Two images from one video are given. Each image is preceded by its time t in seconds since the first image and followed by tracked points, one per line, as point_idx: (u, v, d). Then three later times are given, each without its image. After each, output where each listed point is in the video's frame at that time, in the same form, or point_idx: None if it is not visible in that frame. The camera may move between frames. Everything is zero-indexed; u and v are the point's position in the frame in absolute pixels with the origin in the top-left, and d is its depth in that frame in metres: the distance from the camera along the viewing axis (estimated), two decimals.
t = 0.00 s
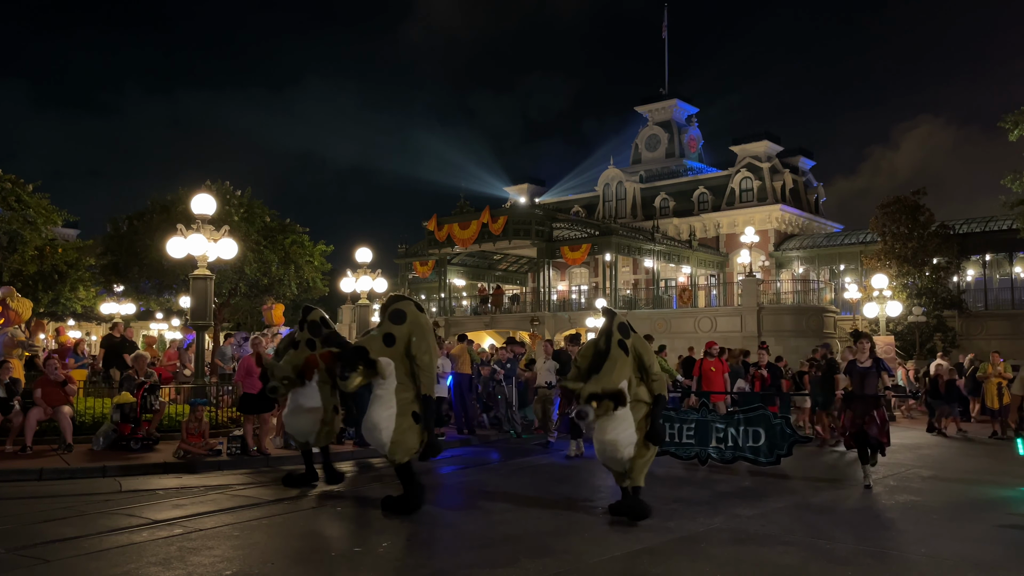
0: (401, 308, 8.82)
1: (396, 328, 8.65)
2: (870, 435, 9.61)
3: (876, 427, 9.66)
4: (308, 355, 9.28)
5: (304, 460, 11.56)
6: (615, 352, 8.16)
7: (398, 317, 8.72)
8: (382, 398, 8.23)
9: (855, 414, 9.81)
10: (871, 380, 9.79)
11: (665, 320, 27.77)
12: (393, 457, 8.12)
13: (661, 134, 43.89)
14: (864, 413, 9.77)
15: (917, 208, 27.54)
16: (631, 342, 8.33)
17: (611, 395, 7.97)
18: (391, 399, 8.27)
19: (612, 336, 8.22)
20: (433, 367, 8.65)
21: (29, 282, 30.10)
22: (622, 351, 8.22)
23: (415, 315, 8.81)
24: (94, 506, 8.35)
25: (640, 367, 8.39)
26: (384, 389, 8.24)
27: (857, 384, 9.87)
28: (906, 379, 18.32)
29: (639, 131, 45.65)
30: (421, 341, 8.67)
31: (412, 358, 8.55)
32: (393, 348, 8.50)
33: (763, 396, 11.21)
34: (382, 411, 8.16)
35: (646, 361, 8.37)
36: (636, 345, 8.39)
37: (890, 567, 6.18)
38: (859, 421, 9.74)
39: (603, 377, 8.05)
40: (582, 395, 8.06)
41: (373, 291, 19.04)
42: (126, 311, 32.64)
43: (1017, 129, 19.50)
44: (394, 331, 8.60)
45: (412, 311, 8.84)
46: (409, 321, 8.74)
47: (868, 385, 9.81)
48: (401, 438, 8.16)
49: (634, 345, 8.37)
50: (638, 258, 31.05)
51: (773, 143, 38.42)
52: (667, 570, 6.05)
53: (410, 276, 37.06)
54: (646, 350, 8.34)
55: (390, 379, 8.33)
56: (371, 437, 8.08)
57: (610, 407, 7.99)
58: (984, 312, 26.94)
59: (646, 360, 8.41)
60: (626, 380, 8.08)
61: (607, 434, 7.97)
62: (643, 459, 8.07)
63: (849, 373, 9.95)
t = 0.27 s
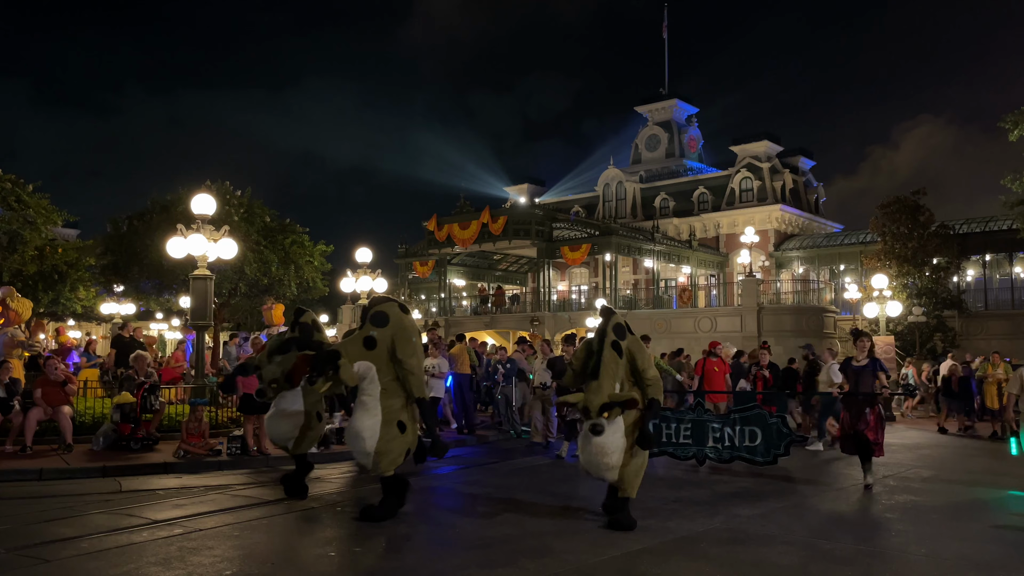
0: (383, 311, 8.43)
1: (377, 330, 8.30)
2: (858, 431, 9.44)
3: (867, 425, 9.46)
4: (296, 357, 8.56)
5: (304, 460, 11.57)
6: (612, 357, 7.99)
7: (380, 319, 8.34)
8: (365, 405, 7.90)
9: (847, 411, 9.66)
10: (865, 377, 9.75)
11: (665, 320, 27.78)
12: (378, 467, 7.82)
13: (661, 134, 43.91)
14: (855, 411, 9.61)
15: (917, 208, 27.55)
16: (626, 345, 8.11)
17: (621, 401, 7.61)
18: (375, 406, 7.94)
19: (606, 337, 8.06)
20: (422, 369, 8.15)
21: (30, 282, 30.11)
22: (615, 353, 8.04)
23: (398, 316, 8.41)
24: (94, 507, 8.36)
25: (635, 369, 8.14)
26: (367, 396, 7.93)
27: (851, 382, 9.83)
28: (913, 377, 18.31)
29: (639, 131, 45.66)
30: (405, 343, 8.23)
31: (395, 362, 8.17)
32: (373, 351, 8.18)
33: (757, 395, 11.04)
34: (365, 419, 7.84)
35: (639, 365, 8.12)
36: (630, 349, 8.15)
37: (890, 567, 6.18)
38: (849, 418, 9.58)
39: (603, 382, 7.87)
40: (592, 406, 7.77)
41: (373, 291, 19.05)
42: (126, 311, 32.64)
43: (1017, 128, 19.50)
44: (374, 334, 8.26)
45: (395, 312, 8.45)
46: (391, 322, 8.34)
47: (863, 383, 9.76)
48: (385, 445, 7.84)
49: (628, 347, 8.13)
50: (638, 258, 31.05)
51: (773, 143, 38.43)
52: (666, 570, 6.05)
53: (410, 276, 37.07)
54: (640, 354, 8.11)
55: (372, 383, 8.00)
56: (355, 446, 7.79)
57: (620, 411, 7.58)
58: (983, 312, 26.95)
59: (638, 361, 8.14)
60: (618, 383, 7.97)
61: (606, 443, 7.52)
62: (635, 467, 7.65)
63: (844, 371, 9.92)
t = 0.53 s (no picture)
0: (359, 304, 8.06)
1: (354, 325, 7.94)
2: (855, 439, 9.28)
3: (864, 432, 9.29)
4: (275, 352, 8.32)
5: (304, 460, 11.57)
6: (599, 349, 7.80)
7: (356, 313, 7.97)
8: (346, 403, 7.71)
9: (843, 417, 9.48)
10: (860, 381, 9.38)
11: (665, 320, 27.77)
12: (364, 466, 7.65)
13: (661, 134, 43.92)
14: (851, 417, 9.43)
15: (917, 208, 27.54)
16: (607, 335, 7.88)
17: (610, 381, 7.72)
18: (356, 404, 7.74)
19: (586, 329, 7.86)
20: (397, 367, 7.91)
21: (30, 282, 30.11)
22: (596, 345, 7.81)
23: (376, 309, 8.05)
24: (94, 507, 8.36)
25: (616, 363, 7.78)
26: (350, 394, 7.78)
27: (846, 386, 9.50)
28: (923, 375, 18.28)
29: (639, 131, 45.67)
30: (381, 338, 7.91)
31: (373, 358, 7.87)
32: (353, 348, 7.89)
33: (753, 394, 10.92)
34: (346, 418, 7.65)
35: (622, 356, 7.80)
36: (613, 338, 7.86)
37: (889, 567, 6.18)
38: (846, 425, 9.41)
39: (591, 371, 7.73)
40: (584, 387, 7.59)
41: (373, 291, 19.05)
42: (126, 311, 32.64)
43: (1017, 128, 19.49)
44: (351, 329, 7.93)
45: (372, 304, 8.08)
46: (368, 316, 7.97)
47: (857, 387, 9.42)
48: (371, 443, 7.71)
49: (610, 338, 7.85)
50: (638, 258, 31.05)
51: (773, 143, 38.43)
52: (666, 570, 6.05)
53: (410, 276, 37.06)
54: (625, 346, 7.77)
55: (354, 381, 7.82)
56: (340, 445, 7.59)
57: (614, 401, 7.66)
58: (984, 312, 26.94)
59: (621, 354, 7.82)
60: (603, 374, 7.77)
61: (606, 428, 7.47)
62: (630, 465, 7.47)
63: (838, 375, 9.57)
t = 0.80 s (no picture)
0: (329, 306, 7.79)
1: (324, 328, 7.67)
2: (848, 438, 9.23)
3: (856, 431, 9.25)
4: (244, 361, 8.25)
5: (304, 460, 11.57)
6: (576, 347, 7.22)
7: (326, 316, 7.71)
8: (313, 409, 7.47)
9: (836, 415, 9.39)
10: (855, 379, 9.28)
11: (665, 320, 27.77)
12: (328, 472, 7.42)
13: (661, 134, 43.92)
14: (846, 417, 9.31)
15: (917, 208, 27.54)
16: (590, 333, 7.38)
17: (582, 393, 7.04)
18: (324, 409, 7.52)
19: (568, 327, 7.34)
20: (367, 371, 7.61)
21: (30, 282, 30.09)
22: (579, 343, 7.30)
23: (347, 312, 7.78)
24: (94, 506, 8.36)
25: (601, 363, 7.37)
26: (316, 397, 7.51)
27: (840, 384, 9.40)
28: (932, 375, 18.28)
29: (639, 131, 45.67)
30: (352, 341, 7.65)
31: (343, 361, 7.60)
32: (320, 352, 7.59)
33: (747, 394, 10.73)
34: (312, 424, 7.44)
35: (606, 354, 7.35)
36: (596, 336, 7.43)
37: (889, 567, 6.18)
38: (839, 424, 9.35)
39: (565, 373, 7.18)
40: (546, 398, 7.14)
41: (373, 291, 19.04)
42: (126, 312, 32.64)
43: (1017, 128, 19.49)
44: (321, 333, 7.64)
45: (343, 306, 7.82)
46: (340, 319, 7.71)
47: (852, 385, 9.32)
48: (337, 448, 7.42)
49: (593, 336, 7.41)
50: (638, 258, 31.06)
51: (773, 143, 38.43)
52: (666, 570, 6.04)
53: (410, 276, 37.07)
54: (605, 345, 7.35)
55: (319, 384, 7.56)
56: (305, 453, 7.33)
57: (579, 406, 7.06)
58: (984, 312, 26.94)
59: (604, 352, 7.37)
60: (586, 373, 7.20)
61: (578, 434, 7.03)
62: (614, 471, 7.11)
63: (832, 372, 9.47)
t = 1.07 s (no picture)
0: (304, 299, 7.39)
1: (299, 321, 7.25)
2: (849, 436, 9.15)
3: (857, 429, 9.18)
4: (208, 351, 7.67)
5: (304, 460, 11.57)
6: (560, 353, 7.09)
7: (301, 309, 7.29)
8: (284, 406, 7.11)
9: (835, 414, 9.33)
10: (853, 377, 9.30)
11: (665, 320, 27.77)
12: (294, 472, 7.07)
13: (661, 134, 43.92)
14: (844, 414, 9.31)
15: (917, 208, 27.55)
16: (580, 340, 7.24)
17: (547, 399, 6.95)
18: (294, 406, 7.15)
19: (559, 332, 7.21)
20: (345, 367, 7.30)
21: (30, 282, 30.09)
22: (569, 348, 7.15)
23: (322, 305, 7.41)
24: (94, 506, 8.35)
25: (591, 369, 7.27)
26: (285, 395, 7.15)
27: (839, 382, 9.39)
28: (941, 376, 18.49)
29: (639, 131, 45.68)
30: (331, 335, 7.34)
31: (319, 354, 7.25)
32: (293, 345, 7.15)
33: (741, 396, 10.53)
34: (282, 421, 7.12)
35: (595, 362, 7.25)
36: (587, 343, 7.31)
37: (889, 567, 6.19)
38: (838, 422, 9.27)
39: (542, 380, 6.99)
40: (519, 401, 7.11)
41: (373, 291, 19.02)
42: (126, 311, 32.65)
43: (1017, 129, 19.49)
44: (295, 326, 7.22)
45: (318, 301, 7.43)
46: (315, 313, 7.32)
47: (850, 383, 9.33)
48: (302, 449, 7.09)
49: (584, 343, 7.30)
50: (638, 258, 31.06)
51: (773, 143, 38.44)
52: (667, 570, 6.04)
53: (410, 276, 37.09)
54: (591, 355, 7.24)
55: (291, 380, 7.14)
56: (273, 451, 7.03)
57: (546, 415, 6.96)
58: (984, 313, 26.93)
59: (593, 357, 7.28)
60: (572, 382, 7.02)
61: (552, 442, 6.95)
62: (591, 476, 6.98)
63: (831, 370, 9.48)
